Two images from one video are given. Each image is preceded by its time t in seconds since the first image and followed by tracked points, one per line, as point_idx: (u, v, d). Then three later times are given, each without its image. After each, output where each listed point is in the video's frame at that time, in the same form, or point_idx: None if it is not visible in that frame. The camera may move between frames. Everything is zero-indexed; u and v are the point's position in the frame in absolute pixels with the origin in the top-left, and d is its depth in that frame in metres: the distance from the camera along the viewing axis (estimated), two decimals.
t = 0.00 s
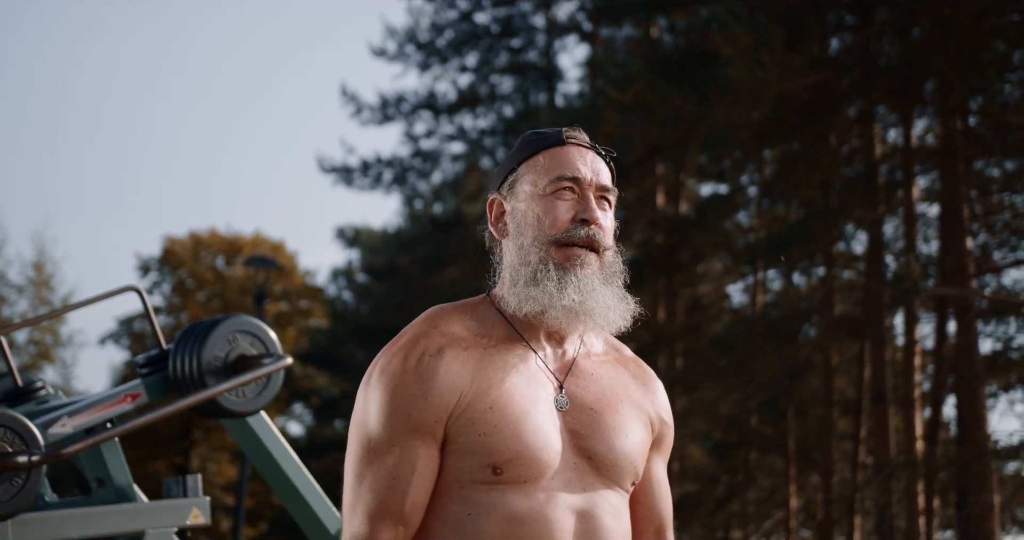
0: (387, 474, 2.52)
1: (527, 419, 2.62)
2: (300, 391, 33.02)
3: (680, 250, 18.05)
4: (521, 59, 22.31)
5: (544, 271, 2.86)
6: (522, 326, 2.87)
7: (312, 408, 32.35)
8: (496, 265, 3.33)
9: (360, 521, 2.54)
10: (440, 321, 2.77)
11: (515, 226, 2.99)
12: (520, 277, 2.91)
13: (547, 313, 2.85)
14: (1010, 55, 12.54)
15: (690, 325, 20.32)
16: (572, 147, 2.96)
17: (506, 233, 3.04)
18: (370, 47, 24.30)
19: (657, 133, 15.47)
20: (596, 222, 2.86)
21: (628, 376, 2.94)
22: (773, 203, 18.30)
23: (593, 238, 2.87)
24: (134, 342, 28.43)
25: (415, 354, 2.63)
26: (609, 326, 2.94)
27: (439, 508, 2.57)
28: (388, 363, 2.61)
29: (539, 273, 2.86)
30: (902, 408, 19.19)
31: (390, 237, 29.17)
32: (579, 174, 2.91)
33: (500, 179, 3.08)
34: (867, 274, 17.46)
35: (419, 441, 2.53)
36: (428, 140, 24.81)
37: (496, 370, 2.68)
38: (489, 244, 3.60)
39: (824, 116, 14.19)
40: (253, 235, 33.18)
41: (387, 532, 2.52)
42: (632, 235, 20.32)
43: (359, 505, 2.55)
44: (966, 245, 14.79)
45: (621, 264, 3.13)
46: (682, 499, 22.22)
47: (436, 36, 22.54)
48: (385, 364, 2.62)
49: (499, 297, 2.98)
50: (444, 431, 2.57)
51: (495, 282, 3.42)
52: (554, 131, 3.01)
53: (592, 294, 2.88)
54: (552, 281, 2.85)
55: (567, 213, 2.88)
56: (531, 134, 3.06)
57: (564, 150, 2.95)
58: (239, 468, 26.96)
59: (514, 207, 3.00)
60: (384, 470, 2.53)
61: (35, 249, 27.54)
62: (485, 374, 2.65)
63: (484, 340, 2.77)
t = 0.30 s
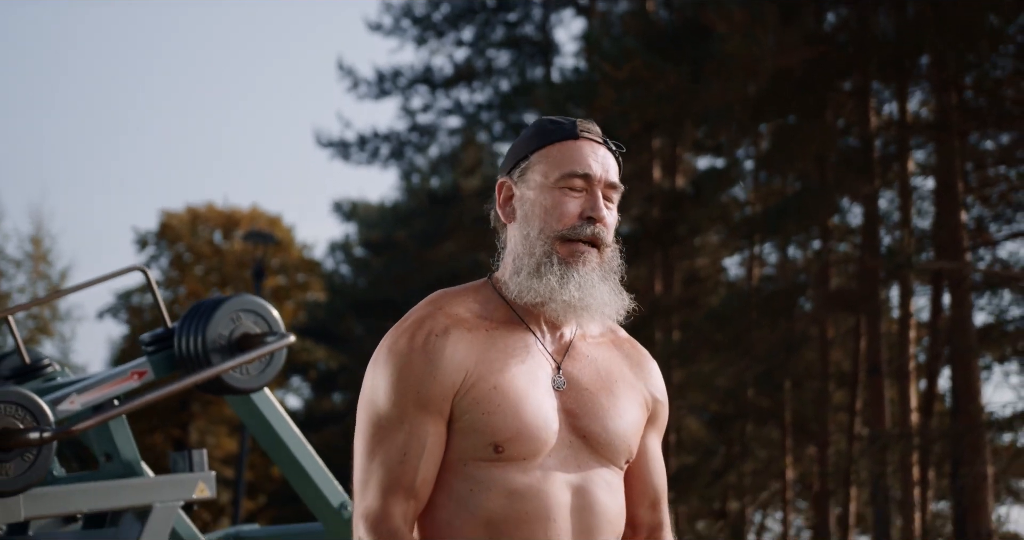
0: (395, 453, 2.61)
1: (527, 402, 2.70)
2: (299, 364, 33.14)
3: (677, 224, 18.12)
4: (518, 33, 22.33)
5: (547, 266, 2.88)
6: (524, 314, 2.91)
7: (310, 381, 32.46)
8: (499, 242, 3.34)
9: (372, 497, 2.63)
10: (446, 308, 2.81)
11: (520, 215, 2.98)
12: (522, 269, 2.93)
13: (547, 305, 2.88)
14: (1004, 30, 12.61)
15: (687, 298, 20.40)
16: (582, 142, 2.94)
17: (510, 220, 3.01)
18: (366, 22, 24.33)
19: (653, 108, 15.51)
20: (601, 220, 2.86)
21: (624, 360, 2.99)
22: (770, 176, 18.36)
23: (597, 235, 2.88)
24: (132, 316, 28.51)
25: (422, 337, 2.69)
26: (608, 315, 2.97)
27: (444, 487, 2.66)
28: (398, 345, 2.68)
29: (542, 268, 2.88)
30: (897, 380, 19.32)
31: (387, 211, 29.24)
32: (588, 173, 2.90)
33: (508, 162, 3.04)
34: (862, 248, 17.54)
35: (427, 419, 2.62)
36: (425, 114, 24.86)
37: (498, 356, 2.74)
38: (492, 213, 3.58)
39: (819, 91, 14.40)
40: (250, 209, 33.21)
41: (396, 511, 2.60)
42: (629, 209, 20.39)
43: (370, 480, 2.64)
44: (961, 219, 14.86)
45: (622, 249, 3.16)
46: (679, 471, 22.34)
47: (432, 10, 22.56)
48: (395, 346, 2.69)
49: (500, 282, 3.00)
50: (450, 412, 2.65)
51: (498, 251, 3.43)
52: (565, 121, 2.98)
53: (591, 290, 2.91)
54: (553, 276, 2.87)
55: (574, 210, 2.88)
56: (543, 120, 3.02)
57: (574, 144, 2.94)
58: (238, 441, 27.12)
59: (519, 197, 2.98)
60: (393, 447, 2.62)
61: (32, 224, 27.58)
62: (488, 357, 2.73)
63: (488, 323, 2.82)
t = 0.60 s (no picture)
0: (398, 441, 2.70)
1: (530, 399, 2.76)
2: (301, 348, 33.22)
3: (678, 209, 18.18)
4: (519, 17, 22.34)
5: (567, 280, 2.87)
6: (534, 315, 2.93)
7: (313, 365, 32.54)
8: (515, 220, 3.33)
9: (377, 483, 2.73)
10: (455, 306, 2.85)
11: (544, 220, 2.95)
12: (538, 274, 2.93)
13: (558, 313, 2.90)
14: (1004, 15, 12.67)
15: (687, 283, 20.46)
16: (618, 160, 2.91)
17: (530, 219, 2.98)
18: (368, 7, 24.35)
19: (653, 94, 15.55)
20: (623, 243, 2.87)
21: (629, 356, 3.03)
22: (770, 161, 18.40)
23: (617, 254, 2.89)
24: (135, 301, 28.59)
25: (427, 334, 2.75)
26: (619, 323, 3.00)
27: (447, 475, 2.76)
28: (403, 341, 2.75)
29: (561, 280, 2.88)
30: (898, 363, 19.39)
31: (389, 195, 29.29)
32: (621, 193, 2.88)
33: (539, 160, 3.00)
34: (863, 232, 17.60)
35: (429, 409, 2.70)
36: (427, 99, 24.88)
37: (503, 355, 2.80)
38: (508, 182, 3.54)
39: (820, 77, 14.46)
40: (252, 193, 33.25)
41: (399, 500, 2.70)
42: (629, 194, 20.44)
43: (374, 466, 2.74)
44: (960, 204, 14.91)
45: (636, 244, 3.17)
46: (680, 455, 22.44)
47: None
48: (401, 342, 2.76)
49: (511, 278, 3.00)
50: (451, 405, 2.73)
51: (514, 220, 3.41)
52: (602, 132, 2.94)
53: (605, 305, 2.93)
54: (572, 290, 2.88)
55: (602, 229, 2.88)
56: (582, 125, 2.96)
57: (609, 161, 2.91)
58: (241, 425, 27.23)
59: (546, 203, 2.95)
60: (395, 436, 2.71)
61: (34, 209, 27.63)
62: (494, 355, 2.79)
63: (491, 318, 2.87)
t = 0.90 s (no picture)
0: (401, 428, 2.80)
1: (538, 397, 2.86)
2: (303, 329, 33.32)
3: (679, 193, 18.25)
4: None
5: (584, 286, 2.94)
6: (545, 314, 3.01)
7: (314, 346, 32.65)
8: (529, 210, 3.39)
9: (378, 466, 2.83)
10: (469, 302, 2.93)
11: (565, 223, 3.01)
12: (554, 278, 3.00)
13: (570, 315, 2.98)
14: None
15: (688, 265, 20.55)
16: (646, 178, 2.96)
17: (551, 220, 3.04)
18: None
19: (654, 78, 15.59)
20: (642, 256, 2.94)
21: (633, 353, 3.13)
22: (771, 144, 18.47)
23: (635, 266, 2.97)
24: (137, 282, 28.66)
25: (439, 328, 2.84)
26: (627, 325, 3.08)
27: (450, 463, 2.87)
28: (415, 334, 2.84)
29: (579, 287, 2.94)
30: (897, 345, 19.49)
31: (390, 177, 29.37)
32: (647, 209, 2.94)
33: (567, 165, 3.04)
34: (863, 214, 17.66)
35: (436, 400, 2.80)
36: (428, 81, 24.91)
37: (515, 353, 2.89)
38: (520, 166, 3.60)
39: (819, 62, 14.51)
40: (254, 175, 33.30)
41: (396, 484, 2.80)
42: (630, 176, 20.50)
43: (375, 450, 2.84)
44: (960, 187, 14.97)
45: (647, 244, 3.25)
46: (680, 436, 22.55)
47: None
48: (414, 334, 2.84)
49: (525, 276, 3.07)
50: (457, 398, 2.83)
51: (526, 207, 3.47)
52: (633, 147, 2.99)
53: (617, 312, 3.01)
54: (588, 296, 2.95)
55: (625, 242, 2.94)
56: (613, 136, 3.00)
57: (638, 177, 2.96)
58: (243, 406, 27.35)
59: (570, 209, 3.00)
60: (398, 423, 2.81)
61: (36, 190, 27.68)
62: (506, 353, 2.88)
63: (500, 312, 2.96)
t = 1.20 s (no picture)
0: (411, 415, 2.90)
1: (550, 395, 2.95)
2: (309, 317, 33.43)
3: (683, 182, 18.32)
4: None
5: (602, 289, 3.03)
6: (560, 312, 3.10)
7: (320, 334, 32.76)
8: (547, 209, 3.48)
9: (387, 453, 2.93)
10: (486, 300, 3.02)
11: (587, 228, 3.09)
12: (572, 279, 3.09)
13: (585, 314, 3.06)
14: None
15: (692, 255, 20.62)
16: (669, 187, 3.03)
17: (572, 222, 3.13)
18: None
19: (659, 68, 15.64)
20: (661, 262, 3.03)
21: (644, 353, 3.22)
22: (775, 133, 18.52)
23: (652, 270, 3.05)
24: (143, 270, 28.75)
25: (457, 324, 2.93)
26: (640, 325, 3.18)
27: (460, 453, 2.97)
28: (433, 326, 2.93)
29: (597, 291, 3.03)
30: (901, 334, 19.57)
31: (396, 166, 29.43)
32: (667, 217, 3.02)
33: (591, 170, 3.12)
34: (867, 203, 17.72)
35: (450, 393, 2.89)
36: (433, 70, 24.96)
37: (529, 351, 2.98)
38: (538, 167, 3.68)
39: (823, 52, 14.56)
40: (260, 163, 33.37)
41: (400, 472, 2.91)
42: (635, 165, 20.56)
43: (385, 436, 2.95)
44: (964, 177, 15.04)
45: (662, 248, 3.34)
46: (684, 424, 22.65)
47: None
48: (431, 327, 2.94)
49: (541, 275, 3.16)
50: (469, 390, 2.93)
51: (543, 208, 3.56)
52: (659, 155, 3.06)
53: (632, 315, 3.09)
54: (605, 298, 3.04)
55: (645, 247, 3.02)
56: (638, 145, 3.08)
57: (661, 187, 3.03)
58: (249, 394, 27.47)
59: (592, 212, 3.08)
60: (409, 411, 2.91)
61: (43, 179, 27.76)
62: (521, 351, 2.97)
63: (517, 310, 3.05)
